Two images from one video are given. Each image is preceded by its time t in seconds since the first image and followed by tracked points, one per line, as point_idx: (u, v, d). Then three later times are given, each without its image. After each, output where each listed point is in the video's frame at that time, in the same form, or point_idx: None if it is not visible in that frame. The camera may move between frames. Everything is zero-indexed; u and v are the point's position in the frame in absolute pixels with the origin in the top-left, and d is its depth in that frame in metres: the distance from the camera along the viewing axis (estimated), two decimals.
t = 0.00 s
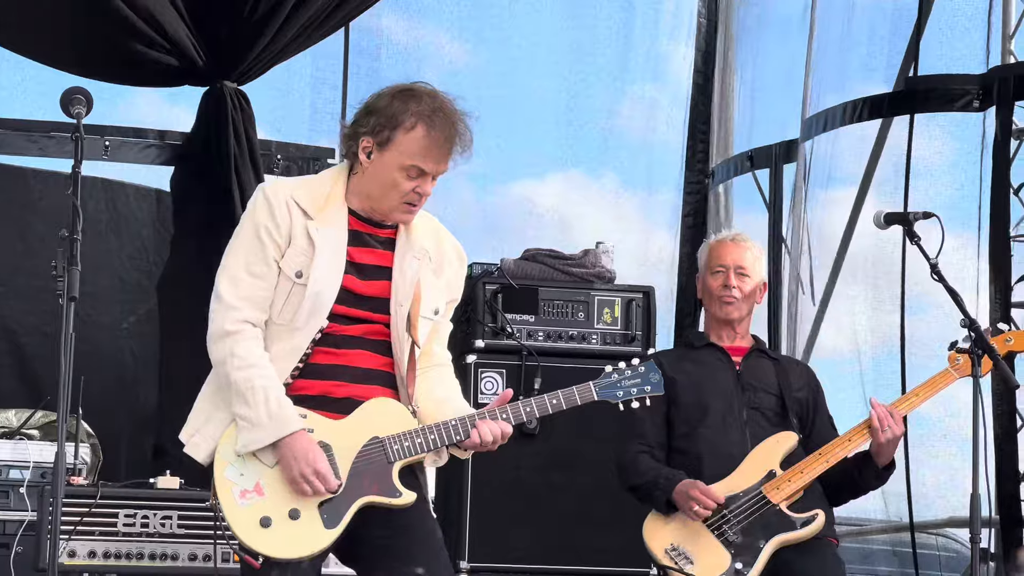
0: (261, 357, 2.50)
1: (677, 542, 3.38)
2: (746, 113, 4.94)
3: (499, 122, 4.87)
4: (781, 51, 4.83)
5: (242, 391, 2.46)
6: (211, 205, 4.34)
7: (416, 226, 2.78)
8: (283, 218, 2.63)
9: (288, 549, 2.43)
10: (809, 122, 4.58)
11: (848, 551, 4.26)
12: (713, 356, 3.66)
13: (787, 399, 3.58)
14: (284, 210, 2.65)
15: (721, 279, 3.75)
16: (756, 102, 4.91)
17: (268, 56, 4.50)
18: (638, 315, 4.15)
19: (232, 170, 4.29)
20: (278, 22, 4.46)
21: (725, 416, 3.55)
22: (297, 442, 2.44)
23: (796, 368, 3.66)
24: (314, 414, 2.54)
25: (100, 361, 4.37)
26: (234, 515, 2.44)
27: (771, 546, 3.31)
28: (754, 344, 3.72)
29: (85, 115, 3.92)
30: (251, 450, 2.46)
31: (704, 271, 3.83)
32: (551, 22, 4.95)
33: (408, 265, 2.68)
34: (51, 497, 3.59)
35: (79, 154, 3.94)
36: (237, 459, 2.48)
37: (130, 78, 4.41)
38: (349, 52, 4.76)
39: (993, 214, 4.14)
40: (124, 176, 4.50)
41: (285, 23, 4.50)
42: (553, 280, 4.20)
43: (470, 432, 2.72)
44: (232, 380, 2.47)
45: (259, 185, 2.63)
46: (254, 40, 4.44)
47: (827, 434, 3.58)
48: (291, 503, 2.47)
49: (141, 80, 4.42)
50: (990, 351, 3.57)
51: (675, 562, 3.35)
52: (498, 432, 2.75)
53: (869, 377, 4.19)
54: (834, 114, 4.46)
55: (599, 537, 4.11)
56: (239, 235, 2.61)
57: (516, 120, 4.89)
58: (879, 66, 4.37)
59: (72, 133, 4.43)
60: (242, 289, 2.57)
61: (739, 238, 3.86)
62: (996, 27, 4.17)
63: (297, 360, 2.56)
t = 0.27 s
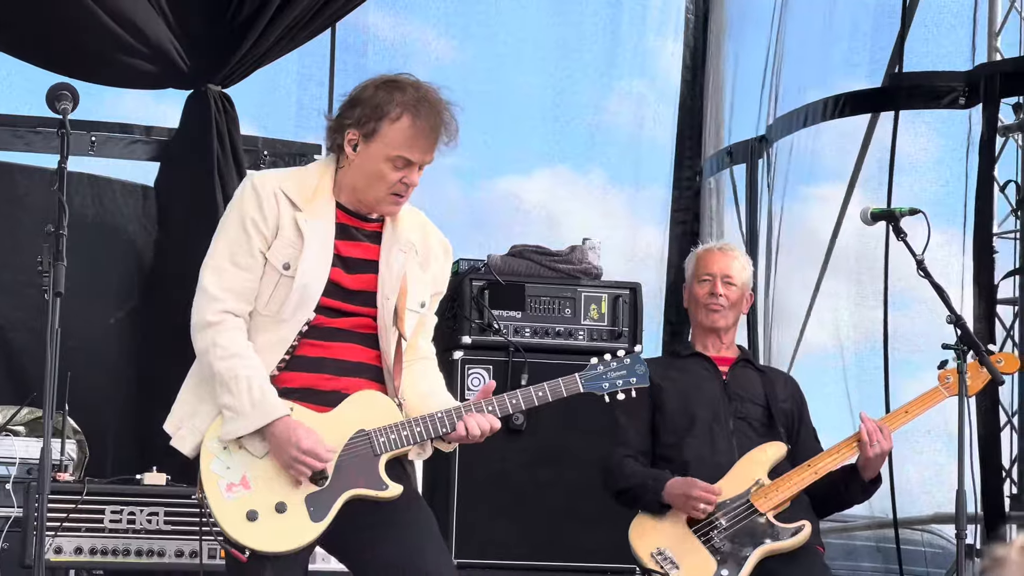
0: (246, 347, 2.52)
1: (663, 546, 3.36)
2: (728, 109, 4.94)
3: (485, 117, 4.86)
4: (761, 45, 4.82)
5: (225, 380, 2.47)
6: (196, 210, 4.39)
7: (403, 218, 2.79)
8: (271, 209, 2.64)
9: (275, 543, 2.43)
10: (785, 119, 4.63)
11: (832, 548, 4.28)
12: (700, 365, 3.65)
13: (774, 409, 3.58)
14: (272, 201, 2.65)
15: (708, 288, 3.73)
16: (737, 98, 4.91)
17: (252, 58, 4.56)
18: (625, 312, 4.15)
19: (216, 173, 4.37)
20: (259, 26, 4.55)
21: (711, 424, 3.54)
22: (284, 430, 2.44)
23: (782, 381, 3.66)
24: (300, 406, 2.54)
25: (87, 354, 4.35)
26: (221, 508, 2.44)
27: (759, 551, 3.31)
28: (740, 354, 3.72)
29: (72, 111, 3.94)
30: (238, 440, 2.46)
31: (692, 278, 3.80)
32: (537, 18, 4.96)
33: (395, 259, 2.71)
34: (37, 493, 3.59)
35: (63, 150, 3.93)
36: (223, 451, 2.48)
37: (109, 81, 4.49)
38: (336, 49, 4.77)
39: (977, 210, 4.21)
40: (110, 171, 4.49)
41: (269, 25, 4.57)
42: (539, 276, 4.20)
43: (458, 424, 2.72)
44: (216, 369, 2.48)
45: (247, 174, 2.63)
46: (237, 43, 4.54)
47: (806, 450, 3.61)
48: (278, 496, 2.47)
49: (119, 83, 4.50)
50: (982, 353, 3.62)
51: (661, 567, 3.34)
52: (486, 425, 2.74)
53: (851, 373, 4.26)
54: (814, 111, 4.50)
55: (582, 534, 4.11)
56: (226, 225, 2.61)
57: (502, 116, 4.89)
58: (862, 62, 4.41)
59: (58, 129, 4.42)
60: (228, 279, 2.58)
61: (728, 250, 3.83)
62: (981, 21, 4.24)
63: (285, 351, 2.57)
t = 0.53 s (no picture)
0: (237, 343, 2.52)
1: (653, 538, 3.38)
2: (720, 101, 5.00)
3: (475, 112, 4.93)
4: (756, 43, 4.89)
5: (220, 378, 2.47)
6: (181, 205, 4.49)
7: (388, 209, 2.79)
8: (259, 201, 2.63)
9: (266, 538, 2.42)
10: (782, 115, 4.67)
11: (819, 543, 4.29)
12: (687, 348, 3.65)
13: (760, 397, 3.58)
14: (260, 193, 2.65)
15: (698, 271, 3.72)
16: (729, 94, 4.97)
17: (237, 57, 4.60)
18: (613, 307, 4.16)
19: (202, 170, 4.45)
20: (246, 26, 4.57)
21: (699, 411, 3.54)
22: (275, 433, 2.46)
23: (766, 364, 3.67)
24: (290, 401, 2.55)
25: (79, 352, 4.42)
26: (212, 504, 2.43)
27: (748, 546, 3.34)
28: (727, 338, 3.72)
29: (60, 105, 3.95)
30: (229, 438, 2.46)
31: (677, 260, 3.79)
32: (525, 13, 5.02)
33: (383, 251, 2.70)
34: (25, 489, 3.61)
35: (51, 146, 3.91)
36: (213, 447, 2.48)
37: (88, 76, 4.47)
38: (323, 43, 4.84)
39: (966, 206, 4.19)
40: (94, 166, 4.57)
41: (255, 23, 4.61)
42: (526, 271, 4.22)
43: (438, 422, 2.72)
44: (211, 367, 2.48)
45: (234, 167, 2.63)
46: (223, 41, 4.56)
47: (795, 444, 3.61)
48: (268, 492, 2.47)
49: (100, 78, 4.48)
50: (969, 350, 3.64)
51: (653, 560, 3.34)
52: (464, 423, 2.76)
53: (838, 369, 4.29)
54: (804, 107, 4.55)
55: (570, 530, 4.11)
56: (215, 219, 2.61)
57: (490, 112, 4.95)
58: (850, 58, 4.45)
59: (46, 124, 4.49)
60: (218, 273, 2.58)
61: (714, 230, 3.82)
62: (968, 19, 4.22)
63: (274, 344, 2.58)
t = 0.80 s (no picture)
0: (225, 341, 2.52)
1: (644, 523, 3.40)
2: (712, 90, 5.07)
3: (467, 106, 4.93)
4: (749, 40, 4.94)
5: (208, 377, 2.48)
6: (174, 201, 4.55)
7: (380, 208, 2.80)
8: (251, 201, 2.64)
9: (254, 535, 2.45)
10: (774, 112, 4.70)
11: (809, 539, 4.29)
12: (678, 318, 3.68)
13: (748, 369, 3.62)
14: (252, 193, 2.66)
15: (721, 249, 3.76)
16: (718, 87, 5.04)
17: (229, 51, 4.62)
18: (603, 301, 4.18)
19: (195, 169, 4.49)
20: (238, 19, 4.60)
21: (690, 388, 3.57)
22: (266, 429, 2.47)
23: (753, 333, 3.73)
24: (280, 399, 2.57)
25: (71, 346, 4.43)
26: (201, 501, 2.46)
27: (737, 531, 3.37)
28: (716, 307, 3.77)
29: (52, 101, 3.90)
30: (219, 436, 2.48)
31: (698, 229, 3.78)
32: (516, 10, 5.04)
33: (373, 251, 2.71)
34: (16, 483, 3.59)
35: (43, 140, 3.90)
36: (203, 445, 2.50)
37: (77, 71, 4.48)
38: (315, 38, 4.83)
39: (957, 202, 4.20)
40: (86, 160, 4.58)
41: (247, 18, 4.63)
42: (517, 266, 4.21)
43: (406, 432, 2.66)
44: (197, 365, 2.50)
45: (226, 167, 2.63)
46: (216, 34, 4.58)
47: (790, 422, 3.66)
48: (257, 489, 2.49)
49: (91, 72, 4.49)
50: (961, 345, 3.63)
51: (643, 544, 3.37)
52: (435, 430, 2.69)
53: (830, 364, 4.32)
54: (798, 104, 4.58)
55: (559, 528, 4.11)
56: (206, 218, 2.62)
57: (480, 106, 4.95)
58: (842, 54, 4.48)
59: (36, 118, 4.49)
60: (209, 272, 2.59)
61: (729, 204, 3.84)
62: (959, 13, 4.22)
63: (263, 344, 2.59)
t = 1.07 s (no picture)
0: (227, 338, 2.55)
1: (642, 512, 3.48)
2: (702, 87, 5.10)
3: (460, 101, 4.94)
4: (737, 34, 4.95)
5: (208, 372, 2.50)
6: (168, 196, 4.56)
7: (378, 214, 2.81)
8: (252, 197, 2.65)
9: (239, 532, 2.46)
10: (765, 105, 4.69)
11: (802, 534, 4.28)
12: (681, 301, 3.67)
13: (747, 352, 3.63)
14: (253, 188, 2.67)
15: (733, 236, 3.76)
16: (710, 79, 5.07)
17: (224, 41, 4.73)
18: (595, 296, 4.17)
19: (191, 159, 4.57)
20: (232, 11, 4.72)
21: (690, 374, 3.57)
22: (259, 429, 2.49)
23: (752, 312, 3.73)
24: (275, 398, 2.59)
25: (63, 340, 4.43)
26: (188, 494, 2.46)
27: (733, 524, 3.44)
28: (718, 287, 3.75)
29: (44, 94, 3.93)
30: (213, 432, 2.49)
31: (713, 214, 3.75)
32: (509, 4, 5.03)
33: (371, 255, 2.72)
34: (7, 477, 3.59)
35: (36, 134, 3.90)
36: (196, 439, 2.51)
37: (69, 62, 4.58)
38: (308, 33, 4.83)
39: (950, 199, 4.19)
40: (80, 155, 4.58)
41: (241, 11, 4.74)
42: (509, 261, 4.23)
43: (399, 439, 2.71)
44: (200, 362, 2.51)
45: (227, 162, 2.64)
46: (212, 23, 4.69)
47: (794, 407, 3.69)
48: (246, 487, 2.50)
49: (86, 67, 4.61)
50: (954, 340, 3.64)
51: (640, 534, 3.45)
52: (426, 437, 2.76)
53: (824, 359, 4.29)
54: (791, 96, 4.58)
55: (554, 525, 4.11)
56: (207, 212, 2.63)
57: (474, 100, 4.96)
58: (836, 48, 4.48)
59: (29, 112, 4.50)
60: (209, 267, 2.61)
61: (743, 187, 3.82)
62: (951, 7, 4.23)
63: (260, 342, 2.61)
